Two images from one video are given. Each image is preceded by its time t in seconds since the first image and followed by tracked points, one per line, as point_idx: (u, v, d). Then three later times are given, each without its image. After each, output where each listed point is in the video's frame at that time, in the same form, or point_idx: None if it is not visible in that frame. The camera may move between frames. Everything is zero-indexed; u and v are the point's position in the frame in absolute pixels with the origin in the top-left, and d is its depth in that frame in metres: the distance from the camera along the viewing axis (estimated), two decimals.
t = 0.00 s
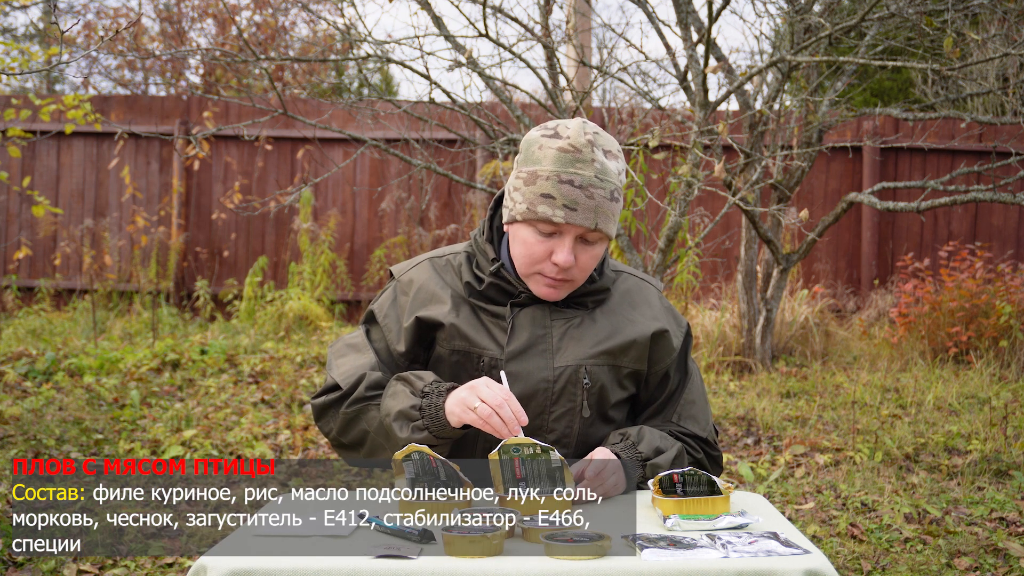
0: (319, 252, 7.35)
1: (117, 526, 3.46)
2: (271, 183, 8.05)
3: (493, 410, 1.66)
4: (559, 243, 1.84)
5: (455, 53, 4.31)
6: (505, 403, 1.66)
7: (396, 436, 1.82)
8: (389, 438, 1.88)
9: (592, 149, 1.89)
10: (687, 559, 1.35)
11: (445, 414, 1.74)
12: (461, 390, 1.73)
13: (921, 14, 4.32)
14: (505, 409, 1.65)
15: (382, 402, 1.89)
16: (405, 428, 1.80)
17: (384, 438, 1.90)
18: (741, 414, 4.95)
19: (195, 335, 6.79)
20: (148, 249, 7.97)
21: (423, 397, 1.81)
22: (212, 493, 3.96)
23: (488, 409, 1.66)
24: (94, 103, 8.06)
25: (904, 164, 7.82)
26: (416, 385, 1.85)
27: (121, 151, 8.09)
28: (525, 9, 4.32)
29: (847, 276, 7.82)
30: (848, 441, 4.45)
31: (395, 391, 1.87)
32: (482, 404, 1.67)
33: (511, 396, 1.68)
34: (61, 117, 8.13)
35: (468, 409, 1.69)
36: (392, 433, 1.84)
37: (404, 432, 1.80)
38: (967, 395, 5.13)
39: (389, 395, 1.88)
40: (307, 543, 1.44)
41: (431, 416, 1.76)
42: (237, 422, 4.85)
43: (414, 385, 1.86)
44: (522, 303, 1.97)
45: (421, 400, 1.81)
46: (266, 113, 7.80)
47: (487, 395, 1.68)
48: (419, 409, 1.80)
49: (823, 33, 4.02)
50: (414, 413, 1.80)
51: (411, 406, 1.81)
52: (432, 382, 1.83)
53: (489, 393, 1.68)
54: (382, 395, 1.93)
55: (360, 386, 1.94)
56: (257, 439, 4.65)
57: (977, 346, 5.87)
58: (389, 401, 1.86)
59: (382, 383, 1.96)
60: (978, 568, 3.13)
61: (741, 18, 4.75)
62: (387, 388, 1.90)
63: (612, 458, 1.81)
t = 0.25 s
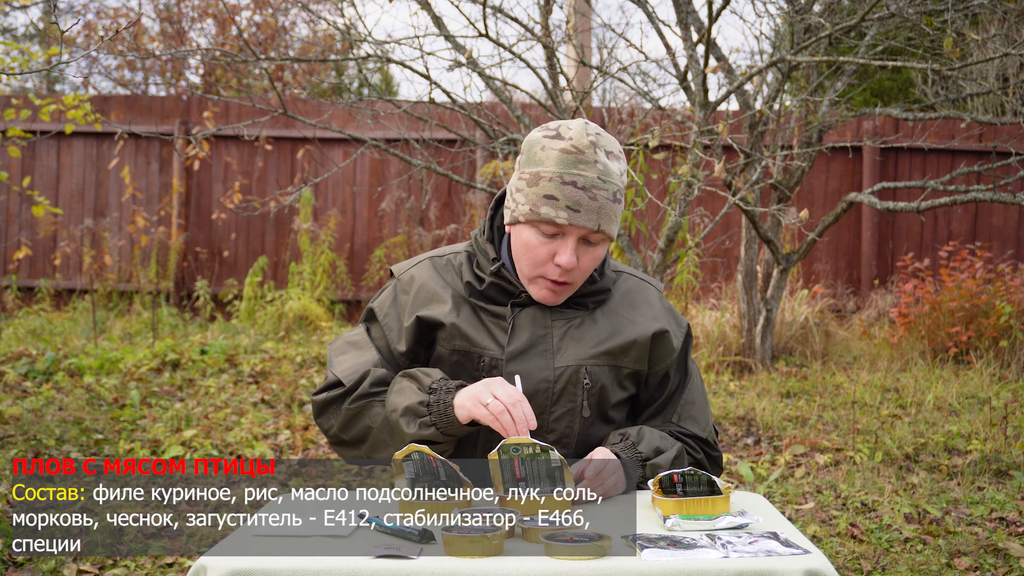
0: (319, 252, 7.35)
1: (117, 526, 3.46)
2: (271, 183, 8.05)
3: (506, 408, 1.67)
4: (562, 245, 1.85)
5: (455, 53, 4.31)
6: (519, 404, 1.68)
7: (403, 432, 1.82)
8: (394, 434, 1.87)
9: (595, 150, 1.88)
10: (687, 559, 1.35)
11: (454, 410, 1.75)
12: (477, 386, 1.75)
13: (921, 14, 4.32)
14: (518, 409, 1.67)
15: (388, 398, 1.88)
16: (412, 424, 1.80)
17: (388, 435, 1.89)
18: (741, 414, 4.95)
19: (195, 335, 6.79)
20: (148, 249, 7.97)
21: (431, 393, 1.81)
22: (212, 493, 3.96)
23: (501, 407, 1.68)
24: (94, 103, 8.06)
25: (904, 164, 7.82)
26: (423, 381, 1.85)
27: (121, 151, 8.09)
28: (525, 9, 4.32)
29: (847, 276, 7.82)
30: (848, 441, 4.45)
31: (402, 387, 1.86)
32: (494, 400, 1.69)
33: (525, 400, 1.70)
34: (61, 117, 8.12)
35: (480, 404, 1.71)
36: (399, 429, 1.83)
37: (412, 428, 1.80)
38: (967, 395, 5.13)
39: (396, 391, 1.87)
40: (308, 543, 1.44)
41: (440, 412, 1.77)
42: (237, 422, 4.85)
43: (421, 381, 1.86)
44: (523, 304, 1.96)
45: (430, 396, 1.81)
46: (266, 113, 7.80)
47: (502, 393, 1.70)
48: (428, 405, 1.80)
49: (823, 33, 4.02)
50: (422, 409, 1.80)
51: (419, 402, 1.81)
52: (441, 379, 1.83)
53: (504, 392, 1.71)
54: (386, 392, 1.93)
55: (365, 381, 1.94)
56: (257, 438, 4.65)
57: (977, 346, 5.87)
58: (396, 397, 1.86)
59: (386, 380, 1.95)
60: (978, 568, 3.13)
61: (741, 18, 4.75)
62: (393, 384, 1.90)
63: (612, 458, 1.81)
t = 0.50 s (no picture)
0: (319, 252, 7.35)
1: (117, 526, 3.46)
2: (271, 183, 8.05)
3: (523, 407, 1.69)
4: (572, 247, 1.84)
5: (455, 53, 4.31)
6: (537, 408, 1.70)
7: (415, 427, 1.82)
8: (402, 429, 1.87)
9: (608, 154, 1.88)
10: (687, 559, 1.35)
11: (468, 405, 1.76)
12: (496, 383, 1.77)
13: (921, 14, 4.32)
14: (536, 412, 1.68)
15: (398, 393, 1.88)
16: (424, 419, 1.80)
17: (396, 430, 1.89)
18: (741, 414, 4.95)
19: (195, 335, 6.79)
20: (148, 249, 7.97)
21: (443, 389, 1.81)
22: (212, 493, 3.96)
23: (518, 407, 1.69)
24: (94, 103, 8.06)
25: (905, 164, 7.82)
26: (435, 376, 1.85)
27: (121, 151, 8.09)
28: (525, 9, 4.32)
29: (847, 276, 7.82)
30: (848, 441, 4.45)
31: (413, 382, 1.86)
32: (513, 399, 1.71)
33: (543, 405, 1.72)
34: (61, 116, 8.12)
35: (496, 401, 1.72)
36: (410, 424, 1.83)
37: (424, 424, 1.80)
38: (967, 395, 5.13)
39: (406, 386, 1.87)
40: (308, 544, 1.44)
41: (453, 408, 1.77)
42: (237, 422, 4.85)
43: (432, 377, 1.86)
44: (526, 303, 1.96)
45: (442, 392, 1.81)
46: (266, 113, 7.80)
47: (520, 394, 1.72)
48: (440, 401, 1.80)
49: (823, 33, 4.01)
50: (434, 404, 1.80)
51: (431, 398, 1.81)
52: (453, 375, 1.83)
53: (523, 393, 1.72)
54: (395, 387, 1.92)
55: (373, 376, 1.93)
56: (257, 438, 4.65)
57: (977, 346, 5.87)
58: (407, 392, 1.86)
59: (394, 376, 1.95)
60: (978, 568, 3.13)
61: (740, 18, 4.75)
62: (403, 379, 1.90)
63: (612, 458, 1.81)
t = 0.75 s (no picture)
0: (319, 252, 7.35)
1: (117, 526, 3.46)
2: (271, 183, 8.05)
3: (522, 412, 1.67)
4: (580, 248, 1.84)
5: (455, 53, 4.31)
6: (536, 410, 1.67)
7: (418, 433, 1.82)
8: (406, 435, 1.87)
9: (617, 157, 1.89)
10: (687, 559, 1.35)
11: (470, 410, 1.74)
12: (494, 387, 1.74)
13: (921, 14, 4.32)
14: (536, 416, 1.66)
15: (401, 398, 1.88)
16: (428, 426, 1.80)
17: (399, 435, 1.89)
18: (741, 414, 4.95)
19: (195, 335, 6.79)
20: (148, 249, 7.97)
21: (446, 394, 1.81)
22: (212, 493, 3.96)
23: (517, 412, 1.67)
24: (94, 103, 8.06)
25: (905, 164, 7.82)
26: (437, 382, 1.84)
27: (121, 151, 8.09)
28: (525, 9, 4.32)
29: (847, 276, 7.82)
30: (848, 441, 4.45)
31: (416, 388, 1.86)
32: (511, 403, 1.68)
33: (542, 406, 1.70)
34: (61, 116, 8.13)
35: (496, 406, 1.70)
36: (413, 430, 1.83)
37: (428, 430, 1.80)
38: (967, 395, 5.13)
39: (409, 391, 1.87)
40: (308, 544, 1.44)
41: (455, 414, 1.77)
42: (237, 422, 4.85)
43: (434, 382, 1.85)
44: (528, 302, 1.96)
45: (444, 398, 1.81)
46: (266, 113, 7.80)
47: (518, 397, 1.70)
48: (443, 407, 1.79)
49: (823, 33, 4.01)
50: (437, 411, 1.80)
51: (434, 404, 1.80)
52: (455, 380, 1.82)
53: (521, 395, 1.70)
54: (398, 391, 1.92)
55: (376, 380, 1.93)
56: (257, 438, 4.65)
57: (977, 346, 5.87)
58: (410, 398, 1.85)
59: (398, 379, 1.95)
60: (978, 568, 3.13)
61: (740, 18, 4.75)
62: (406, 384, 1.89)
63: (612, 458, 1.81)
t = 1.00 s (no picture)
0: (319, 252, 7.35)
1: (117, 526, 3.46)
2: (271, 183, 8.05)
3: (515, 416, 1.66)
4: (579, 246, 1.84)
5: (455, 53, 4.30)
6: (530, 412, 1.66)
7: (416, 436, 1.82)
8: (405, 437, 1.87)
9: (617, 155, 1.89)
10: (687, 559, 1.35)
11: (467, 414, 1.75)
12: (489, 391, 1.74)
13: (921, 14, 4.32)
14: (529, 418, 1.65)
15: (400, 401, 1.87)
16: (425, 430, 1.80)
17: (398, 438, 1.89)
18: (741, 414, 4.95)
19: (195, 335, 6.79)
20: (148, 249, 7.96)
21: (443, 398, 1.81)
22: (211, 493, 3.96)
23: (510, 415, 1.66)
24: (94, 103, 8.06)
25: (905, 164, 7.82)
26: (435, 385, 1.84)
27: (121, 151, 8.09)
28: (525, 9, 4.32)
29: (847, 276, 7.81)
30: (848, 441, 4.45)
31: (414, 391, 1.86)
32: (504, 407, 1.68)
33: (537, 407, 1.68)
34: (61, 116, 8.12)
35: (492, 411, 1.70)
36: (411, 433, 1.83)
37: (425, 434, 1.80)
38: (967, 395, 5.13)
39: (407, 394, 1.87)
40: (308, 543, 1.44)
41: (453, 417, 1.77)
42: (237, 422, 4.85)
43: (432, 385, 1.85)
44: (528, 302, 1.96)
45: (442, 401, 1.80)
46: (266, 113, 7.80)
47: (511, 400, 1.69)
48: (440, 410, 1.79)
49: (823, 33, 4.01)
50: (435, 414, 1.79)
51: (431, 407, 1.80)
52: (453, 384, 1.82)
53: (514, 398, 1.69)
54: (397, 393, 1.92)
55: (376, 382, 1.93)
56: (257, 438, 4.65)
57: (977, 346, 5.87)
58: (408, 401, 1.85)
59: (397, 381, 1.95)
60: (978, 568, 3.13)
61: (740, 18, 4.75)
62: (404, 386, 1.89)
63: (611, 458, 1.81)
